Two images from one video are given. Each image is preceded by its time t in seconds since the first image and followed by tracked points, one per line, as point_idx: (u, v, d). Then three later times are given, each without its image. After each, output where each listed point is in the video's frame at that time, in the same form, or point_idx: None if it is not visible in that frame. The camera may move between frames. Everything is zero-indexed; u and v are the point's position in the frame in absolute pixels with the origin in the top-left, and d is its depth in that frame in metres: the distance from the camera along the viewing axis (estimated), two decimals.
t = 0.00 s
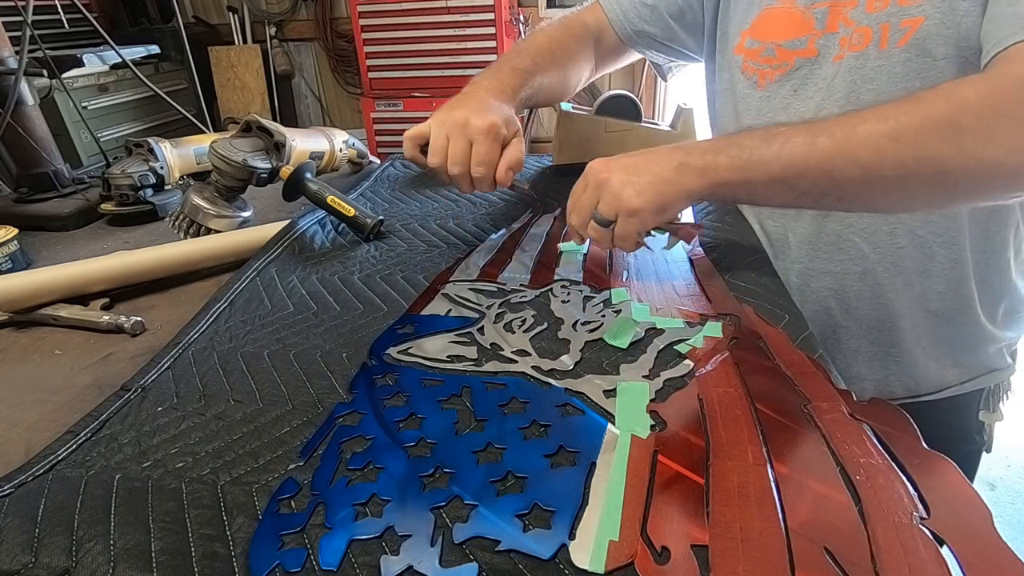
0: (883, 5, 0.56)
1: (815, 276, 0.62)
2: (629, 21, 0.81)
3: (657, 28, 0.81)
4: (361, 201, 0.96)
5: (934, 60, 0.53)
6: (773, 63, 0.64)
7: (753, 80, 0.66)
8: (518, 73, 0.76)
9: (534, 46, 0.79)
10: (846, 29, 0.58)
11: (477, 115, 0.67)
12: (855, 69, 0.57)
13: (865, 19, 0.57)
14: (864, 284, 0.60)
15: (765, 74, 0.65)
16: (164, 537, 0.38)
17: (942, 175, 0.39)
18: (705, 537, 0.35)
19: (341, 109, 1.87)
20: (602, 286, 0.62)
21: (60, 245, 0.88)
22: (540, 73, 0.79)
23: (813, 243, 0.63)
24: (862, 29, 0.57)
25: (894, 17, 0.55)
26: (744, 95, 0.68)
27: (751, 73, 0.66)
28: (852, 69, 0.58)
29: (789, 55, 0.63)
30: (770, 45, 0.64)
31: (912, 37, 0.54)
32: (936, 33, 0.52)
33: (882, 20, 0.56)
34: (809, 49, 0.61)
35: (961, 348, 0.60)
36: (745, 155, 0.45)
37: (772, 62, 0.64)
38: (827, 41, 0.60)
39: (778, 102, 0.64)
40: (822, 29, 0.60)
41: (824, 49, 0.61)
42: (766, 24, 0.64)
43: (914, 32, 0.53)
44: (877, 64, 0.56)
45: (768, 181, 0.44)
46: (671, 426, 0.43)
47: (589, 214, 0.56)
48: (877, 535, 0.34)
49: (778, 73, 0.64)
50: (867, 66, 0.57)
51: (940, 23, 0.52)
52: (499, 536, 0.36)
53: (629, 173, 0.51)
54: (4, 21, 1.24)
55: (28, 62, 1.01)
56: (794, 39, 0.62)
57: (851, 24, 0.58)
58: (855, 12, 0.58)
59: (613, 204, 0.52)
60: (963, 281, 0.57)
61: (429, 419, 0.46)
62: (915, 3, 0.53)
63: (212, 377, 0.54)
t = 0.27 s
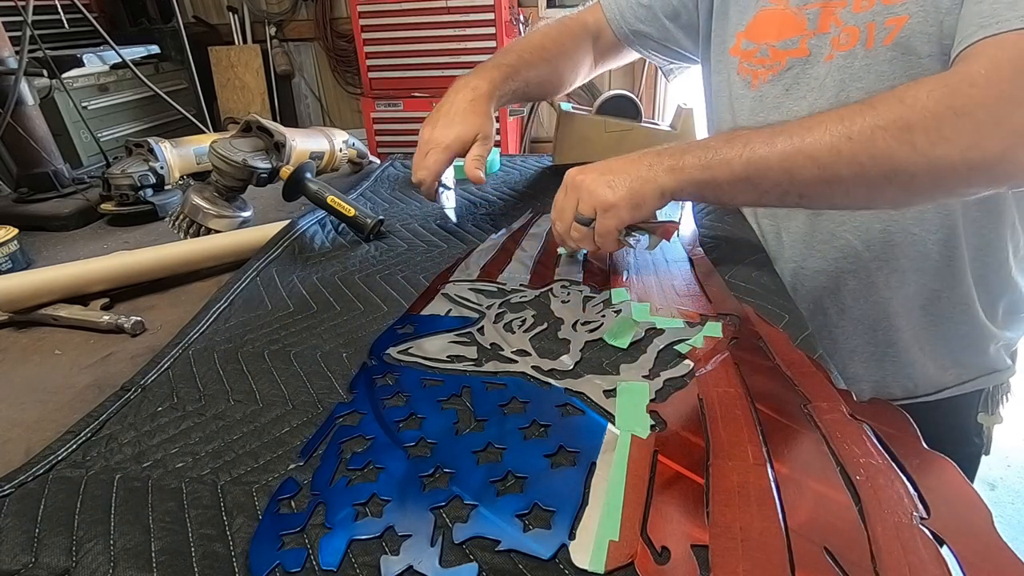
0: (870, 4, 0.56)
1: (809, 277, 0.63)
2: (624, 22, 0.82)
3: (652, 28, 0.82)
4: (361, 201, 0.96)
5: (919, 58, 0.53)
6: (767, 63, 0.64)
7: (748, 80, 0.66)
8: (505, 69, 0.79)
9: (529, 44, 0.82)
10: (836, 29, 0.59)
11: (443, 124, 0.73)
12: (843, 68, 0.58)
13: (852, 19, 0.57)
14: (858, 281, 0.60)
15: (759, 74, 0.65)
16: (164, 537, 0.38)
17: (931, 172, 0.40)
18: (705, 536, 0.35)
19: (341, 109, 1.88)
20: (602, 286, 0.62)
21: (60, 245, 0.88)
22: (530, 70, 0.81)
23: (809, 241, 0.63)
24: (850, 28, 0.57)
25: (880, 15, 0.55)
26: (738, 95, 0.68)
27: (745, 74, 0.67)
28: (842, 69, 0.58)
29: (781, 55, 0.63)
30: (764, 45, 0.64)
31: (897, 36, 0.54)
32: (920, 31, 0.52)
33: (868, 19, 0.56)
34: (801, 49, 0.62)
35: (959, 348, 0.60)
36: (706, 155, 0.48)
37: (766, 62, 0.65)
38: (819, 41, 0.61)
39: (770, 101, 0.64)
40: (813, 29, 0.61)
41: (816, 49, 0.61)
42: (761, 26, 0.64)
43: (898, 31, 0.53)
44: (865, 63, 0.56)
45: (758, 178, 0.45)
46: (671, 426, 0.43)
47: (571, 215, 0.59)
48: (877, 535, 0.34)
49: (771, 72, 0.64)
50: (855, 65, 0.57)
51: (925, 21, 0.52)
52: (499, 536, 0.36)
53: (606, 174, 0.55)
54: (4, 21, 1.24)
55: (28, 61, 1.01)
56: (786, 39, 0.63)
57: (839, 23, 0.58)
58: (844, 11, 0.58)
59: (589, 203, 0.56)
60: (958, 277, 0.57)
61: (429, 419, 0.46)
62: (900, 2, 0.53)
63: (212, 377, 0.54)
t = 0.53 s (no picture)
0: (865, 4, 0.56)
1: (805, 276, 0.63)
2: (623, 24, 0.83)
3: (650, 32, 0.83)
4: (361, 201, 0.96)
5: (915, 57, 0.54)
6: (763, 64, 0.64)
7: (744, 81, 0.66)
8: (497, 84, 0.83)
9: (522, 54, 0.84)
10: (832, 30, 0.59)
11: (432, 146, 0.80)
12: (839, 69, 0.58)
13: (848, 19, 0.57)
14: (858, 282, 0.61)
15: (755, 75, 0.65)
16: (164, 537, 0.38)
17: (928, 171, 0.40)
18: (705, 536, 0.35)
19: (341, 109, 1.88)
20: (602, 286, 0.62)
21: (60, 245, 0.88)
22: (524, 79, 0.83)
23: (808, 241, 0.63)
24: (846, 28, 0.57)
25: (875, 15, 0.55)
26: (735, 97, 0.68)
27: (742, 75, 0.67)
28: (837, 69, 0.58)
29: (778, 55, 0.63)
30: (760, 46, 0.65)
31: (892, 36, 0.54)
32: (915, 30, 0.53)
33: (863, 19, 0.56)
34: (797, 49, 0.62)
35: (959, 348, 0.60)
36: (712, 151, 0.47)
37: (762, 63, 0.65)
38: (814, 41, 0.61)
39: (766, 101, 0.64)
40: (809, 29, 0.61)
41: (812, 49, 0.61)
42: (756, 27, 0.65)
43: (893, 30, 0.54)
44: (861, 62, 0.57)
45: (761, 174, 0.45)
46: (671, 426, 0.43)
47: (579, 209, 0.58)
48: (877, 535, 0.34)
49: (768, 72, 0.64)
50: (851, 65, 0.57)
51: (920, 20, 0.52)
52: (499, 536, 0.36)
53: (609, 167, 0.53)
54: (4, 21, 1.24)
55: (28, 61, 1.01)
56: (782, 40, 0.63)
57: (834, 23, 0.59)
58: (839, 12, 0.58)
59: (598, 201, 0.55)
60: (956, 277, 0.57)
61: (429, 419, 0.46)
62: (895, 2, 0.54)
63: (212, 377, 0.54)
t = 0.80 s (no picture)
0: (866, 4, 0.57)
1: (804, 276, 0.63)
2: (626, 27, 0.83)
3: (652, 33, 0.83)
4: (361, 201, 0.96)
5: (916, 57, 0.54)
6: (764, 63, 0.65)
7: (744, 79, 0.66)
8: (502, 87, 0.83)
9: (526, 58, 0.84)
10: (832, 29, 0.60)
11: (434, 144, 0.82)
12: (840, 66, 0.59)
13: (849, 19, 0.58)
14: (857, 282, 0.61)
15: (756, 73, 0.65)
16: (164, 537, 0.38)
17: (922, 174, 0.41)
18: (706, 536, 0.35)
19: (342, 109, 1.88)
20: (602, 286, 0.62)
21: (61, 245, 0.88)
22: (527, 83, 0.84)
23: (806, 240, 0.63)
24: (846, 28, 0.58)
25: (877, 15, 0.56)
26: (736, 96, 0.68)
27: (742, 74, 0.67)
28: (837, 68, 0.59)
29: (778, 55, 0.64)
30: (761, 45, 0.65)
31: (894, 34, 0.55)
32: (917, 29, 0.53)
33: (865, 18, 0.57)
34: (797, 48, 0.62)
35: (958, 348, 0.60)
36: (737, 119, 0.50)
37: (762, 62, 0.65)
38: (814, 41, 0.61)
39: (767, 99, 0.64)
40: (808, 29, 0.62)
41: (812, 48, 0.61)
42: (757, 27, 0.65)
43: (895, 28, 0.54)
44: (862, 62, 0.57)
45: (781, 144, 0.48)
46: (671, 426, 0.43)
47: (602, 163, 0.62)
48: (877, 535, 0.34)
49: (769, 71, 0.64)
50: (852, 63, 0.58)
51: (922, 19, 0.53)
52: (499, 536, 0.36)
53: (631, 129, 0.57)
54: (4, 21, 1.24)
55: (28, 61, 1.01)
56: (781, 39, 0.63)
57: (835, 22, 0.59)
58: (840, 11, 0.59)
59: (621, 158, 0.59)
60: (956, 278, 0.58)
61: (429, 419, 0.46)
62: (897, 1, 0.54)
63: (212, 377, 0.54)
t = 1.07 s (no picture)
0: (879, 6, 0.57)
1: (804, 276, 0.62)
2: (627, 26, 0.83)
3: (653, 32, 0.82)
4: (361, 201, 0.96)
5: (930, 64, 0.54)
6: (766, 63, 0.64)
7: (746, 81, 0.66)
8: (506, 84, 0.85)
9: (529, 57, 0.86)
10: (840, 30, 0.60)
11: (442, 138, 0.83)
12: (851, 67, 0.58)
13: (861, 21, 0.58)
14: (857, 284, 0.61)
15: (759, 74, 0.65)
16: (164, 537, 0.38)
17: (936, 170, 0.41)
18: (705, 536, 0.35)
19: (342, 109, 1.88)
20: (602, 286, 0.62)
21: (60, 245, 0.88)
22: (530, 82, 0.86)
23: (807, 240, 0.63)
24: (858, 30, 0.58)
25: (891, 19, 0.56)
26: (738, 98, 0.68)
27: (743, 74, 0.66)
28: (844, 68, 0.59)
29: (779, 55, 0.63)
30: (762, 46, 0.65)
31: (908, 39, 0.56)
32: (932, 36, 0.54)
33: (878, 21, 0.57)
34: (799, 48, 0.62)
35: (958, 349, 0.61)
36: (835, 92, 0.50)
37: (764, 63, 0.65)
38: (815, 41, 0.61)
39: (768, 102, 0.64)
40: (811, 29, 0.62)
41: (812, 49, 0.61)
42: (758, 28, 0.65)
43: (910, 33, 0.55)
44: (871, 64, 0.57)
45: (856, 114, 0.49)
46: (671, 426, 0.43)
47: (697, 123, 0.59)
48: (877, 535, 0.34)
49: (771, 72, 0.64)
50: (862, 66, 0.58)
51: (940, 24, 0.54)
52: (499, 536, 0.36)
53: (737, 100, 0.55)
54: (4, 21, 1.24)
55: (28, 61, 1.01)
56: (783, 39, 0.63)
57: (842, 24, 0.60)
58: (847, 14, 0.59)
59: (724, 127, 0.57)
60: (947, 286, 0.58)
61: (429, 419, 0.46)
62: (913, 6, 0.55)
63: (212, 377, 0.54)
